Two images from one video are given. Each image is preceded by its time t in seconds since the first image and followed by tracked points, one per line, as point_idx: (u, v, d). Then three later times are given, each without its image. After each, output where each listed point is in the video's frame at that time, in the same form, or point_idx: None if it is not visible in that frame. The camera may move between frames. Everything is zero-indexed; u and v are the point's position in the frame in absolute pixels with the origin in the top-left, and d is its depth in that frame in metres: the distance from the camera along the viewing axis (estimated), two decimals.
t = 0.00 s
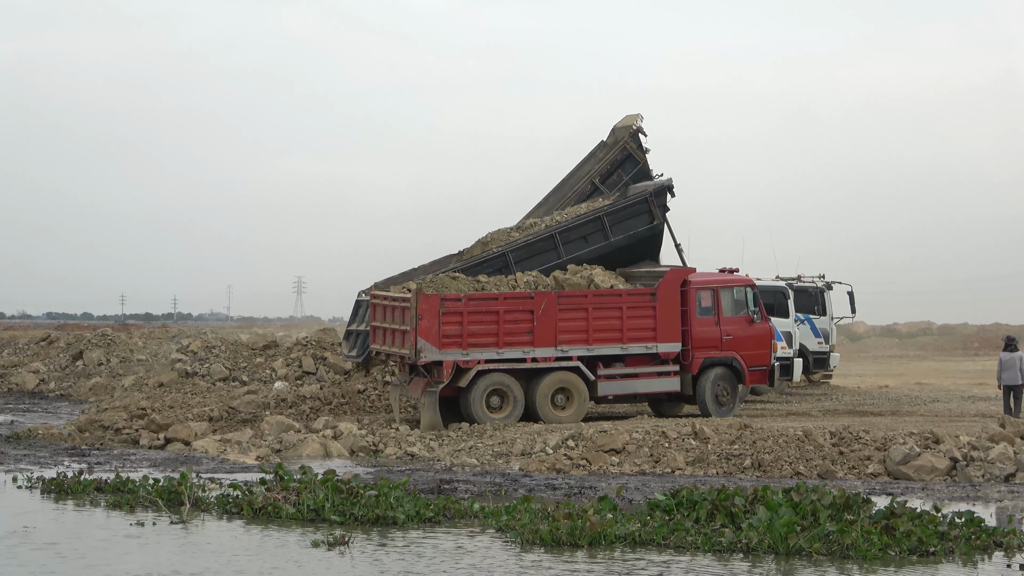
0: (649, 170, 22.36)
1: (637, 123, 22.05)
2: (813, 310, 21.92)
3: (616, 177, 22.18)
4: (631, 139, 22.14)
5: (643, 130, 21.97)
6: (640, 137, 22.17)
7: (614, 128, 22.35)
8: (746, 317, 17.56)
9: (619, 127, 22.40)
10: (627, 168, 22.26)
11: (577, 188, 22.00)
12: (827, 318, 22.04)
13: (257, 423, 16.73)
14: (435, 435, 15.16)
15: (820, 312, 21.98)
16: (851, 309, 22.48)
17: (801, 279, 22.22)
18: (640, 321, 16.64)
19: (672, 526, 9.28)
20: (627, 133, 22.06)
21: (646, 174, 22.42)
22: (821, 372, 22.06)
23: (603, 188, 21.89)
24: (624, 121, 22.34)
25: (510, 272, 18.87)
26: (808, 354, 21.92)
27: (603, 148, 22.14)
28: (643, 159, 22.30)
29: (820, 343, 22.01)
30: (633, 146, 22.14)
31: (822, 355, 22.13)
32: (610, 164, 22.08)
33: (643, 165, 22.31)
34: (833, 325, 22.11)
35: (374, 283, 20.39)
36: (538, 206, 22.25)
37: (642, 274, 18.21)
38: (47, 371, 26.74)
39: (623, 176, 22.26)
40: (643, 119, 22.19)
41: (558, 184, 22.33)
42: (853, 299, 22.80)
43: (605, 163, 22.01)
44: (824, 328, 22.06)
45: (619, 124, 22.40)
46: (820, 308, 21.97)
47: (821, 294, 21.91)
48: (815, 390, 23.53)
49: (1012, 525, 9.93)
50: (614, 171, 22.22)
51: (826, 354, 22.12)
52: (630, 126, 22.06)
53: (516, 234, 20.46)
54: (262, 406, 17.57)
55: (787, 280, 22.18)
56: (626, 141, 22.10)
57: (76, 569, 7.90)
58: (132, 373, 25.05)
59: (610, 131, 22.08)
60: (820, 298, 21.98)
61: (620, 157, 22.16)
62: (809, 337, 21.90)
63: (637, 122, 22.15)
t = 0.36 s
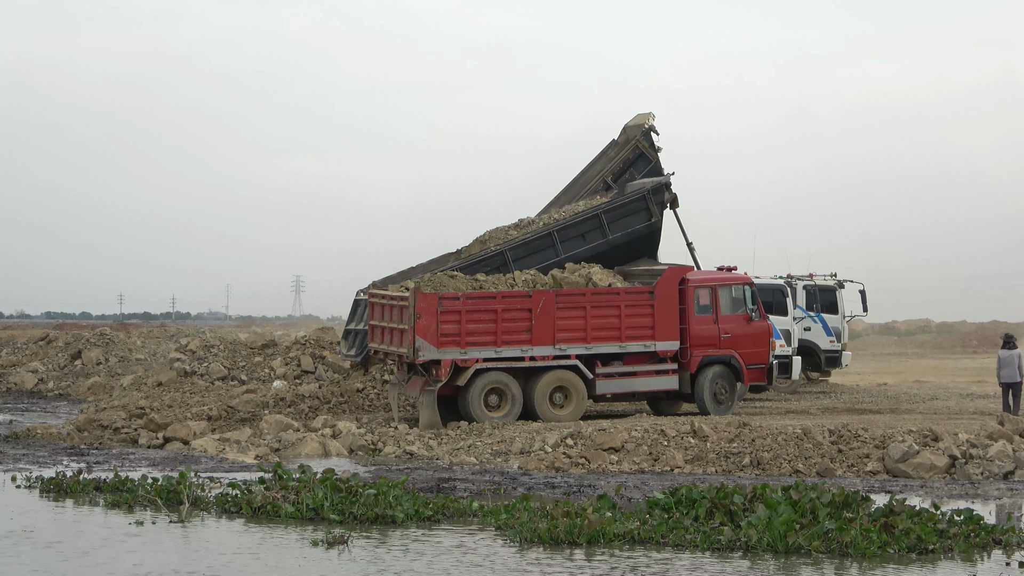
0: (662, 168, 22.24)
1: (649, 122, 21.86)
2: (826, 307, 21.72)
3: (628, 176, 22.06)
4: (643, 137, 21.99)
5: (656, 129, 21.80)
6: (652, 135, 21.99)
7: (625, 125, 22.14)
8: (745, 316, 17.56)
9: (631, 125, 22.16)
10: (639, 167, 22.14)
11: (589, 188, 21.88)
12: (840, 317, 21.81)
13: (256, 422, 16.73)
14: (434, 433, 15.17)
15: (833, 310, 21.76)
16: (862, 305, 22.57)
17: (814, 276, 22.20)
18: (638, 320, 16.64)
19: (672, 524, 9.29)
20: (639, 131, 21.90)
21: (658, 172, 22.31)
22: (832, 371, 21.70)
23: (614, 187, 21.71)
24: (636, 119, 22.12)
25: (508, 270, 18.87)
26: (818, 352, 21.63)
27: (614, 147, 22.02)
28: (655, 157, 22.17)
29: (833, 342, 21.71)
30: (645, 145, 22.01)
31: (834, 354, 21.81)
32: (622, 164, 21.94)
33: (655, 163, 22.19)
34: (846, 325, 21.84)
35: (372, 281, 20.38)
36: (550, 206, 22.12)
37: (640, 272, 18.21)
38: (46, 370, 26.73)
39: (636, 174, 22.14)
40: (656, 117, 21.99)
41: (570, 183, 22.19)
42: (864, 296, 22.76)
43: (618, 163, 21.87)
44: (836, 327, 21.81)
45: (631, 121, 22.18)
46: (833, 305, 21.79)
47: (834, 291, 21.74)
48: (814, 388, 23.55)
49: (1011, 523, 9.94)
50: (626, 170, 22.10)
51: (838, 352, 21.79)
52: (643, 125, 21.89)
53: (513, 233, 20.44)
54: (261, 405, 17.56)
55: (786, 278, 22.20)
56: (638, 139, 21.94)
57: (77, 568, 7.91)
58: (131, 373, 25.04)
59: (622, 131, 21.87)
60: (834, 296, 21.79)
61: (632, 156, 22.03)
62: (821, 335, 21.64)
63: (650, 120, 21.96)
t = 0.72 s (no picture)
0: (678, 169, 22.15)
1: (664, 122, 21.85)
2: (839, 307, 22.51)
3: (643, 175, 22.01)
4: (658, 137, 21.96)
5: (670, 128, 21.85)
6: (667, 135, 22.01)
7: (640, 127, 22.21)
8: (744, 315, 17.55)
9: (645, 127, 22.24)
10: (655, 167, 22.03)
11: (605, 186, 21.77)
12: (853, 316, 22.61)
13: (255, 421, 16.73)
14: (433, 432, 15.16)
15: (845, 309, 22.55)
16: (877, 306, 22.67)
17: (827, 275, 22.84)
18: (638, 318, 16.64)
19: (671, 523, 9.28)
20: (654, 131, 21.88)
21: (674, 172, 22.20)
22: (845, 369, 22.61)
23: (627, 184, 21.51)
24: (650, 120, 22.21)
25: (508, 268, 18.87)
26: (832, 351, 22.46)
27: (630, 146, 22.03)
28: (671, 158, 22.10)
29: (846, 341, 22.55)
30: (661, 144, 21.98)
31: (847, 353, 22.66)
32: (637, 162, 21.88)
33: (671, 163, 22.10)
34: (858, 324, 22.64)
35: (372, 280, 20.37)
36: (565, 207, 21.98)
37: (639, 271, 18.22)
38: (46, 369, 26.73)
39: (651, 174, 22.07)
40: (670, 117, 22.03)
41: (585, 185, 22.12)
42: (879, 297, 22.72)
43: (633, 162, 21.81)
44: (848, 327, 22.60)
45: (646, 122, 22.25)
46: (846, 304, 22.55)
47: (846, 291, 22.50)
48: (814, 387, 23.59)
49: (1011, 522, 9.94)
50: (641, 169, 21.99)
51: (851, 351, 22.61)
52: (657, 125, 21.92)
53: (512, 232, 20.43)
54: (260, 404, 17.55)
55: (786, 278, 22.23)
56: (653, 138, 21.92)
57: (76, 567, 7.89)
58: (131, 371, 25.05)
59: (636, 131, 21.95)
60: (846, 296, 22.55)
61: (647, 156, 21.99)
62: (834, 334, 22.51)
63: (665, 120, 21.99)
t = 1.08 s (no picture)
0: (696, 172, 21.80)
1: (684, 125, 21.47)
2: (852, 306, 22.53)
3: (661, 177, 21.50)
4: (678, 140, 21.58)
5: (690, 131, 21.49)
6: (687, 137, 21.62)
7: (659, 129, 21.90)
8: (744, 314, 17.55)
9: (664, 130, 21.91)
10: (674, 169, 21.61)
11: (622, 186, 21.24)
12: (866, 315, 22.60)
13: (255, 419, 16.73)
14: (433, 430, 15.16)
15: (859, 308, 22.57)
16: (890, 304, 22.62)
17: (840, 274, 22.86)
18: (638, 317, 16.64)
19: (671, 522, 9.29)
20: (674, 133, 21.56)
21: (691, 177, 21.83)
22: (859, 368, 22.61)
23: (628, 182, 21.50)
24: (670, 123, 21.89)
25: (507, 266, 18.86)
26: (847, 350, 22.48)
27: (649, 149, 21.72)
28: (689, 161, 21.71)
29: (860, 340, 22.54)
30: (680, 147, 21.57)
31: (861, 352, 22.64)
32: (657, 164, 21.44)
33: (689, 167, 21.71)
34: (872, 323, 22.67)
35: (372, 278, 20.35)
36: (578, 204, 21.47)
37: (640, 270, 18.22)
38: (46, 366, 26.73)
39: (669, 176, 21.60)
40: (691, 121, 21.74)
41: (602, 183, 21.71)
42: (893, 296, 22.57)
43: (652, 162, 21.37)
44: (862, 326, 22.63)
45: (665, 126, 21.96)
46: (859, 303, 22.54)
47: (859, 291, 22.49)
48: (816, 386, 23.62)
49: (1010, 521, 9.94)
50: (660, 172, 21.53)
51: (865, 350, 22.59)
52: (676, 128, 21.58)
53: (511, 230, 20.43)
54: (260, 402, 17.55)
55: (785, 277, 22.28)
56: (673, 141, 21.54)
57: (76, 564, 7.91)
58: (131, 369, 25.05)
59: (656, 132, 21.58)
60: (860, 295, 22.57)
61: (666, 158, 21.54)
62: (848, 333, 22.52)
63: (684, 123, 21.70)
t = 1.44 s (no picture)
0: (719, 178, 21.51)
1: (711, 130, 21.17)
2: (868, 305, 22.53)
3: (686, 182, 21.13)
4: (703, 145, 21.26)
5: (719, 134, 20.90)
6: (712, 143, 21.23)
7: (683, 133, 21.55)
8: (745, 313, 17.55)
9: (688, 135, 21.60)
10: (697, 174, 21.25)
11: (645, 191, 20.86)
12: (882, 314, 22.63)
13: (256, 417, 16.74)
14: (434, 429, 15.17)
15: (874, 308, 22.57)
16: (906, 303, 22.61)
17: (855, 274, 22.86)
18: (639, 316, 16.64)
19: (671, 521, 9.29)
20: (700, 138, 21.22)
21: (715, 182, 21.51)
22: (874, 368, 22.69)
23: (628, 180, 21.49)
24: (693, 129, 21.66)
25: (508, 265, 18.86)
26: (862, 350, 22.52)
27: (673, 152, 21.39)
28: (713, 167, 21.43)
29: (875, 339, 22.56)
30: (705, 152, 21.26)
31: (876, 351, 22.70)
32: (681, 170, 21.02)
33: (713, 171, 21.38)
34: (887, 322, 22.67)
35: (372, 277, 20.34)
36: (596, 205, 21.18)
37: (640, 269, 18.23)
38: (46, 365, 26.73)
39: (693, 181, 21.26)
40: (715, 126, 21.47)
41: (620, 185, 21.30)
42: (909, 296, 22.52)
43: (677, 168, 20.91)
44: (878, 325, 22.63)
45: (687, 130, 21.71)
46: (874, 302, 22.55)
47: (874, 290, 22.49)
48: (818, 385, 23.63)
49: (1011, 521, 9.93)
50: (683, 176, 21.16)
51: (880, 350, 22.63)
52: (703, 133, 21.24)
53: (512, 229, 20.42)
54: (260, 401, 17.55)
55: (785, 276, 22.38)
56: (698, 146, 21.21)
57: (75, 562, 7.91)
58: (131, 367, 25.06)
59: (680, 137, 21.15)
60: (875, 294, 22.56)
61: (691, 163, 21.18)
62: (863, 333, 22.53)
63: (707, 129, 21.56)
